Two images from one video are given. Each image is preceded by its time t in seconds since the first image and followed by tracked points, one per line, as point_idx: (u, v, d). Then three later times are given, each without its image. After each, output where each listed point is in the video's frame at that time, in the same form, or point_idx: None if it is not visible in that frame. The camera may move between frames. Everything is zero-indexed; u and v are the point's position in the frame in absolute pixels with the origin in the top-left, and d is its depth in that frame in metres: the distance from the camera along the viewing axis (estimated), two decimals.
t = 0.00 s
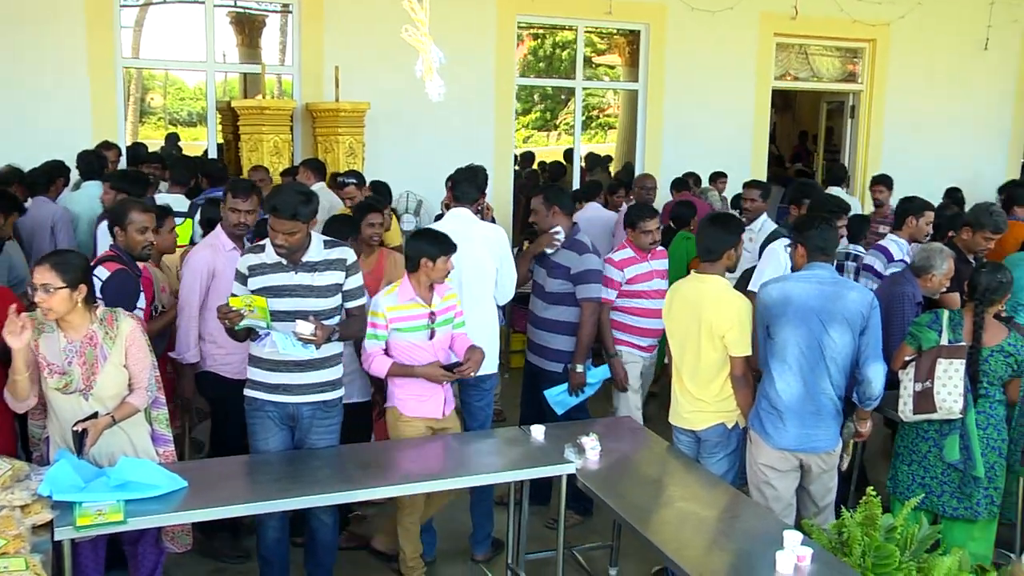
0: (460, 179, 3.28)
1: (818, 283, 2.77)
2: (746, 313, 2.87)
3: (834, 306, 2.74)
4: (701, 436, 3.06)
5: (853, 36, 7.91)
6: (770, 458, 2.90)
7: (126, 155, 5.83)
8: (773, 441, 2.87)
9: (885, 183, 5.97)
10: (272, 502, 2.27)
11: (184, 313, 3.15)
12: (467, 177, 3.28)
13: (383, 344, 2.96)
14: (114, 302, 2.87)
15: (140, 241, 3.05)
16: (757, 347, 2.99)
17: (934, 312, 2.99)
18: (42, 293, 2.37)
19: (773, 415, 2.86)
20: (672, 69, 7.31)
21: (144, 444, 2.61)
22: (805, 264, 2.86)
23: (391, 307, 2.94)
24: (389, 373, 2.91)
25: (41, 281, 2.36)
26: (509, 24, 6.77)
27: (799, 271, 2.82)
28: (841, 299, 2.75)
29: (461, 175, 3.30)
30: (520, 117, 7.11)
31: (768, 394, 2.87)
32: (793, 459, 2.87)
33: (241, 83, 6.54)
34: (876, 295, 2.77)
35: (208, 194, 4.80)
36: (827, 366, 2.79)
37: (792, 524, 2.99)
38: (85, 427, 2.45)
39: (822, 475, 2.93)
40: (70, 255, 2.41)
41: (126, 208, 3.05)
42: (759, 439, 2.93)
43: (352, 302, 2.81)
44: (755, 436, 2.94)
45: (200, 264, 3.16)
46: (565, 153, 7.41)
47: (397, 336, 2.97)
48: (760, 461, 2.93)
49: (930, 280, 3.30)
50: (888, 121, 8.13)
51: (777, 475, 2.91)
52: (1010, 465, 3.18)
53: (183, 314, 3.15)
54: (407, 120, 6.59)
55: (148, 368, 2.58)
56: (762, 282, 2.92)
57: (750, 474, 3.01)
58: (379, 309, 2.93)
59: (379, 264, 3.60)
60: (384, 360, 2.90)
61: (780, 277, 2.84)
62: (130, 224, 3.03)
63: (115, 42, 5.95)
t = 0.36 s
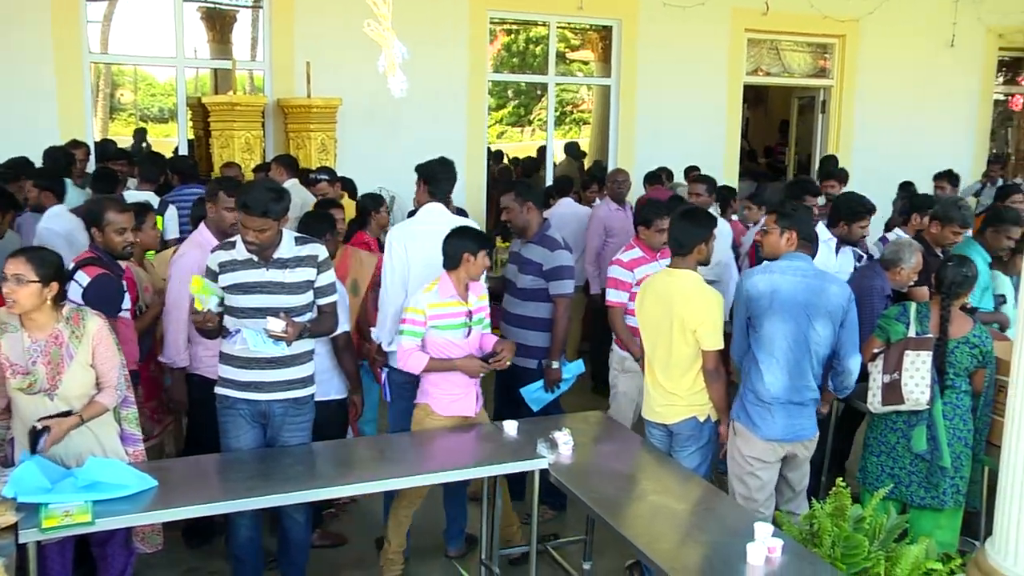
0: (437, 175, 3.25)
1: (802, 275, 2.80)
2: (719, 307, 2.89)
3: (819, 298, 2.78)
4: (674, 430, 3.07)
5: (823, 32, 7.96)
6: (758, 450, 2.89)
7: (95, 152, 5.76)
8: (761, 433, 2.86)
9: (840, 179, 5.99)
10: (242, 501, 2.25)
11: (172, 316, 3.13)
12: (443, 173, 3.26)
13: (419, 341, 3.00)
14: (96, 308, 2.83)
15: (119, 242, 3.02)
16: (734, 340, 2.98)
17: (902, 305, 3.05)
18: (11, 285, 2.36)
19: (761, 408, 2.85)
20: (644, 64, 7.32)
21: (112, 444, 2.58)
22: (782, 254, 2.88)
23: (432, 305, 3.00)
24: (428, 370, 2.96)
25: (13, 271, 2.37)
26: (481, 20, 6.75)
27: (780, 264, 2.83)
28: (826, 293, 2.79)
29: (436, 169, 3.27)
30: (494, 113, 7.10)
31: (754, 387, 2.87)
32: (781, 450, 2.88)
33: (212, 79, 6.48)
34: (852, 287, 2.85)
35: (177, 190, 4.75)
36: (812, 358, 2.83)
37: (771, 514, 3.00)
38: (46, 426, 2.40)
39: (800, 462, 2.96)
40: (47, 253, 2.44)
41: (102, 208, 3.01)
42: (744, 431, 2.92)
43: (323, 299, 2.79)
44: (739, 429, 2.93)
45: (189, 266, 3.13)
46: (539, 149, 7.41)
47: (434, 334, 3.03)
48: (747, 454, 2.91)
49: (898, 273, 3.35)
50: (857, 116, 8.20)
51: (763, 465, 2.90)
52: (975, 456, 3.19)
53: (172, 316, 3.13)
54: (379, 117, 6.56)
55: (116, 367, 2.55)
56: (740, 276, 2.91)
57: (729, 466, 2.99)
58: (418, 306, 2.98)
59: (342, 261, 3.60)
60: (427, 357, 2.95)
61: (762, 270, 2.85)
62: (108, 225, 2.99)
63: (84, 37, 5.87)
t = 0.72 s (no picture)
0: (390, 172, 3.23)
1: (780, 271, 2.83)
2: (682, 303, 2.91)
3: (796, 293, 2.84)
4: (637, 425, 3.08)
5: (785, 31, 8.02)
6: (743, 445, 2.90)
7: (53, 149, 5.69)
8: (746, 427, 2.88)
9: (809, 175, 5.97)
10: (202, 501, 2.23)
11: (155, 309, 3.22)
12: (397, 170, 3.23)
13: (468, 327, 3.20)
14: (62, 312, 2.81)
15: (90, 244, 2.99)
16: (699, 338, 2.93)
17: (861, 301, 3.08)
18: None
19: (745, 403, 2.87)
20: (608, 62, 7.33)
21: (68, 445, 2.55)
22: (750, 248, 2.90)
23: (488, 293, 3.21)
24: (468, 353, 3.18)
25: None
26: (445, 18, 6.73)
27: (758, 261, 2.83)
28: (798, 288, 2.85)
29: (388, 167, 3.25)
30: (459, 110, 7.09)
31: (735, 384, 2.88)
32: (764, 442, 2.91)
33: (174, 76, 6.42)
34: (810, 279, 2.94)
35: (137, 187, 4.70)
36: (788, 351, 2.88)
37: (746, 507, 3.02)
38: None
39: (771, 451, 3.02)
40: None
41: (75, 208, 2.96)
42: (722, 427, 2.92)
43: (285, 297, 2.78)
44: (721, 425, 2.93)
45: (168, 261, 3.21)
46: (504, 147, 7.41)
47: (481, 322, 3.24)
48: (731, 449, 2.91)
49: (857, 270, 3.37)
50: (819, 115, 8.28)
51: (742, 460, 2.92)
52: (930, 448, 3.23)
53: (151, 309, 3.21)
54: (342, 114, 6.53)
55: (73, 367, 2.52)
56: (714, 275, 2.86)
57: (703, 461, 2.99)
58: (473, 293, 3.19)
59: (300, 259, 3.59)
60: (474, 343, 3.17)
61: (742, 269, 2.83)
62: (79, 226, 2.96)
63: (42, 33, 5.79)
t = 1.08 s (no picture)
0: (335, 173, 3.24)
1: (726, 269, 2.85)
2: (631, 300, 2.93)
3: (742, 291, 2.86)
4: (591, 422, 3.09)
5: (735, 30, 8.10)
6: (687, 440, 2.93)
7: None
8: (690, 424, 2.90)
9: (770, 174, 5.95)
10: (151, 504, 2.20)
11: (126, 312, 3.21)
12: (342, 170, 3.24)
13: (491, 320, 3.20)
14: (16, 318, 2.67)
15: (55, 243, 3.02)
16: (669, 344, 2.82)
17: (811, 298, 3.12)
18: None
19: (689, 399, 2.89)
20: (561, 61, 7.35)
21: (11, 450, 2.50)
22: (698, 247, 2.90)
23: (504, 286, 3.23)
24: (497, 346, 3.23)
25: None
26: (398, 16, 6.69)
27: (707, 261, 2.83)
28: (743, 286, 2.87)
29: (335, 168, 3.26)
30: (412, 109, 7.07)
31: (681, 380, 2.90)
32: (709, 437, 2.94)
33: (122, 74, 6.33)
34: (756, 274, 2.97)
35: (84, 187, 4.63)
36: (733, 349, 2.90)
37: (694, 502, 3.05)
38: None
39: (724, 447, 3.03)
40: None
41: (39, 210, 2.98)
42: (668, 422, 2.95)
43: (236, 298, 2.75)
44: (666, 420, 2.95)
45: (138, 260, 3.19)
46: (458, 147, 7.39)
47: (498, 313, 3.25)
48: (674, 444, 2.94)
49: (807, 266, 3.42)
50: (769, 113, 8.38)
51: (687, 455, 2.94)
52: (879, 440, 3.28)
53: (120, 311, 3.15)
54: (294, 113, 6.48)
55: (16, 370, 2.47)
56: (666, 276, 2.83)
57: (650, 456, 3.02)
58: (495, 287, 3.19)
59: (249, 260, 3.57)
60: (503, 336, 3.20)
61: (693, 270, 2.81)
62: (44, 227, 2.98)
63: None
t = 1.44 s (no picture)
0: (292, 172, 3.23)
1: (667, 272, 2.83)
2: (586, 299, 2.97)
3: (683, 294, 2.83)
4: (547, 421, 3.11)
5: (691, 31, 8.16)
6: (624, 438, 2.96)
7: None
8: (627, 422, 2.93)
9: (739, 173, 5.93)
10: (103, 509, 2.17)
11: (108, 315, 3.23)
12: (298, 169, 3.22)
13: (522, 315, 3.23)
14: None
15: (7, 236, 3.20)
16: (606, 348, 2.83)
17: (765, 296, 3.17)
18: None
19: (627, 398, 2.92)
20: (518, 60, 7.35)
21: None
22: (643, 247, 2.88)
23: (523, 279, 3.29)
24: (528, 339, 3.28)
25: None
26: (354, 14, 6.66)
27: (648, 265, 2.81)
28: (685, 289, 2.83)
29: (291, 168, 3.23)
30: (370, 108, 7.05)
31: (619, 380, 2.92)
32: (647, 437, 2.95)
33: (73, 72, 6.23)
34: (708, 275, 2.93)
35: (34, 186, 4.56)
36: (675, 352, 2.88)
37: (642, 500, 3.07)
38: None
39: (672, 448, 3.03)
40: None
41: None
42: (608, 419, 2.98)
43: (190, 299, 2.73)
44: (604, 417, 2.99)
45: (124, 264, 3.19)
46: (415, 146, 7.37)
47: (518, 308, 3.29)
48: (611, 441, 2.98)
49: (762, 264, 3.45)
50: (725, 113, 8.46)
51: (629, 453, 2.97)
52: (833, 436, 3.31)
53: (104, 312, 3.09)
54: (249, 112, 6.42)
55: None
56: (605, 279, 2.83)
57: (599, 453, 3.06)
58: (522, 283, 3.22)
59: (202, 259, 3.51)
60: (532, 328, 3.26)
61: (631, 273, 2.80)
62: None
63: None
